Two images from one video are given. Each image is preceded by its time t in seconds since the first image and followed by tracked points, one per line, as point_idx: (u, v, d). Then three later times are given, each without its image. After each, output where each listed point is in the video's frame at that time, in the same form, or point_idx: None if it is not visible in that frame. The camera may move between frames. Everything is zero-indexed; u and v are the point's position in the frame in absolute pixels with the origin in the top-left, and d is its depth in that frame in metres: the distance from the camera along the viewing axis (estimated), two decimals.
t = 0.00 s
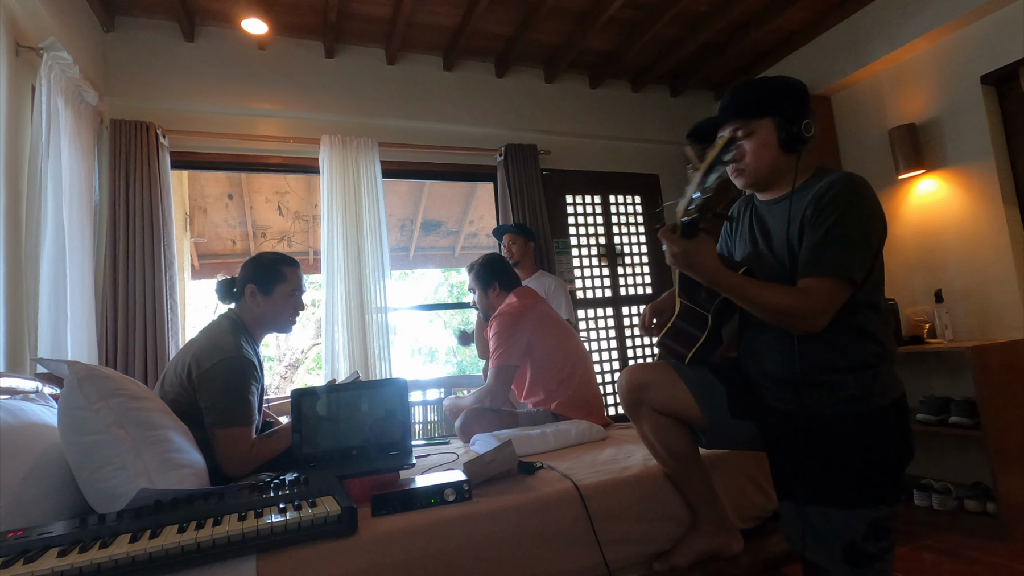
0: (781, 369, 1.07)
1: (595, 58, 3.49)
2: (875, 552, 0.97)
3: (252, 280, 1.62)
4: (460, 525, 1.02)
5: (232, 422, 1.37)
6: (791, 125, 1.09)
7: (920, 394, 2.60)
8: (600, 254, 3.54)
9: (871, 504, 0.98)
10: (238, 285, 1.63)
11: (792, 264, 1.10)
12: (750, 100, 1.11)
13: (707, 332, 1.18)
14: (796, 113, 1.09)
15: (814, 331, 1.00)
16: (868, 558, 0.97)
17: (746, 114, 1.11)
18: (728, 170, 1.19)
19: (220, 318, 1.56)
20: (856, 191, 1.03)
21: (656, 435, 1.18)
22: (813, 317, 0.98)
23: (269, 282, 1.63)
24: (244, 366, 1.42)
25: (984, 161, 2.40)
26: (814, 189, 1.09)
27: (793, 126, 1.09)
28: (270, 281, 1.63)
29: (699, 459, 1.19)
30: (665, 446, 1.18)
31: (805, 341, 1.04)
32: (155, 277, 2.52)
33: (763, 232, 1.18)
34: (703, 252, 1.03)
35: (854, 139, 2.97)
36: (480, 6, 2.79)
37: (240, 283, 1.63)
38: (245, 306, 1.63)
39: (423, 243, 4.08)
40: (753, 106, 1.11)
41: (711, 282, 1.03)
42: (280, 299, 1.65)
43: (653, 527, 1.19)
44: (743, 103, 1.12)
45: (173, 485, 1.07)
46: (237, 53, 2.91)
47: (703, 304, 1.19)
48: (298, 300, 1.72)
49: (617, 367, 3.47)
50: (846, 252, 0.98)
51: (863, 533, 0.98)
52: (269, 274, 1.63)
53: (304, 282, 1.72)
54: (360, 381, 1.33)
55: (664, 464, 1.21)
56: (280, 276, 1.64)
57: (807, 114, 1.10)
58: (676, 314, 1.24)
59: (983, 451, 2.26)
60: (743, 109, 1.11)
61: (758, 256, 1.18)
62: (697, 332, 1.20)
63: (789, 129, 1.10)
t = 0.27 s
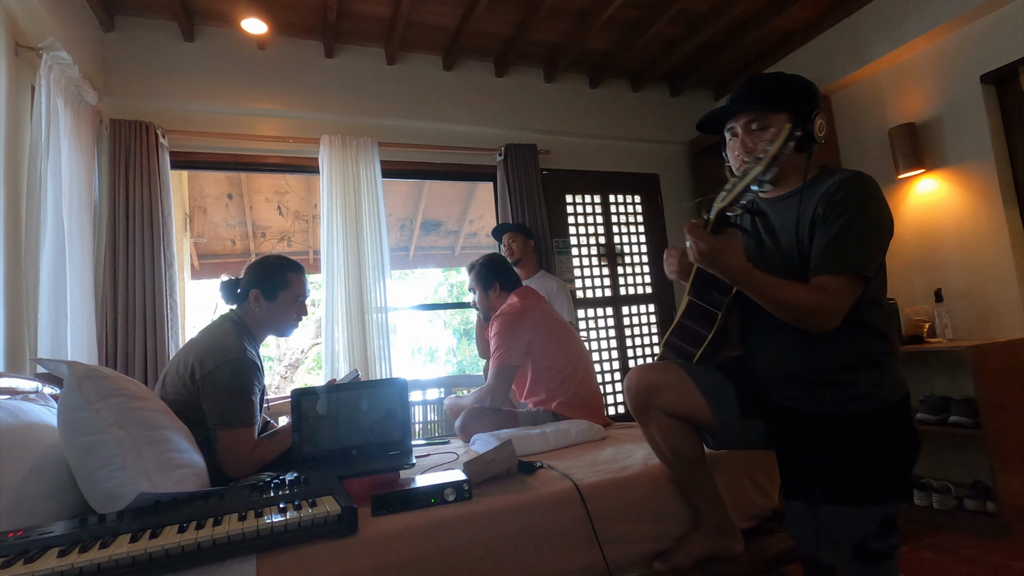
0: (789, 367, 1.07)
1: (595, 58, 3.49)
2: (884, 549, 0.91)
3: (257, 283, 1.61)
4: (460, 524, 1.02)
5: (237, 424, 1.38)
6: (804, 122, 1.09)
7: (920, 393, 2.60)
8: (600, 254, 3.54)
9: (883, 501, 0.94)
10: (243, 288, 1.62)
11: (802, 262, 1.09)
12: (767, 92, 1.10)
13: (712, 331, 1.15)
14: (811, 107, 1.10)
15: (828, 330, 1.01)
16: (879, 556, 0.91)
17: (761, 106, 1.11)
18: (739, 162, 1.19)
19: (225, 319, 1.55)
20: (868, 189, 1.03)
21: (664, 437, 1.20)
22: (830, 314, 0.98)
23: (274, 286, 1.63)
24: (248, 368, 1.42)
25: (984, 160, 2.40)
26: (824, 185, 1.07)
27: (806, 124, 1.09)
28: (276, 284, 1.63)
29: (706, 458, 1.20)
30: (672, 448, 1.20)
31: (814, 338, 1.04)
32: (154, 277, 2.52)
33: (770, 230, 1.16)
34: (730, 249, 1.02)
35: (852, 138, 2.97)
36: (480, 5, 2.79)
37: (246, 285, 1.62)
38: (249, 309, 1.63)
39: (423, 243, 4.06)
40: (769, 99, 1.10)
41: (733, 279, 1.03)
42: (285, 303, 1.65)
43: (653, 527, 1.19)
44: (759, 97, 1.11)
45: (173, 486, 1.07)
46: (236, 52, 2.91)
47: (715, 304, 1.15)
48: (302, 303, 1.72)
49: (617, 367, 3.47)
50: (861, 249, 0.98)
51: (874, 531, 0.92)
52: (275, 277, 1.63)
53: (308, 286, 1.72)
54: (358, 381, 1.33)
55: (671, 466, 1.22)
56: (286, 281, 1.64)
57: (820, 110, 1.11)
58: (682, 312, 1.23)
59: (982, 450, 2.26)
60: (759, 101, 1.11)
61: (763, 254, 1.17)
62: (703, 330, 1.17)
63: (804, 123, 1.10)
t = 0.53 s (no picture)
0: (797, 366, 1.07)
1: (595, 57, 3.49)
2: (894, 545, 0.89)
3: (246, 280, 1.62)
4: (461, 524, 1.02)
5: (232, 420, 1.38)
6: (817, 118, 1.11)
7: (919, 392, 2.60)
8: (600, 253, 3.54)
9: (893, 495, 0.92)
10: (232, 287, 1.63)
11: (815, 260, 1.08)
12: (780, 90, 1.10)
13: (721, 330, 1.16)
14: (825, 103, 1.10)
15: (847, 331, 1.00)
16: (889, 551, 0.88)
17: (774, 103, 1.12)
18: (750, 160, 1.19)
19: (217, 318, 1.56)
20: (885, 191, 1.02)
21: (671, 436, 1.18)
22: (851, 315, 0.98)
23: (264, 282, 1.63)
24: (242, 364, 1.43)
25: (983, 160, 2.40)
26: (844, 187, 1.04)
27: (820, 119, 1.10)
28: (265, 280, 1.63)
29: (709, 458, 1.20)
30: (678, 448, 1.18)
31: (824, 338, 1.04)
32: (154, 277, 2.52)
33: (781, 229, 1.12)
34: (749, 254, 1.01)
35: (851, 137, 2.97)
36: (479, 5, 2.79)
37: (235, 284, 1.63)
38: (241, 307, 1.63)
39: (423, 243, 4.05)
40: (781, 96, 1.11)
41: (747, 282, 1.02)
42: (275, 298, 1.65)
43: (653, 526, 1.19)
44: (770, 93, 1.11)
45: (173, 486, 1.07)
46: (236, 52, 2.91)
47: (723, 303, 1.16)
48: (293, 298, 1.72)
49: (617, 366, 3.47)
50: (883, 250, 0.98)
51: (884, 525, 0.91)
52: (264, 274, 1.63)
53: (297, 282, 1.72)
54: (359, 381, 1.33)
55: (674, 466, 1.21)
56: (274, 277, 1.65)
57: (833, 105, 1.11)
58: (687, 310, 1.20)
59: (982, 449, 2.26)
60: (771, 98, 1.12)
61: (774, 252, 1.11)
62: (710, 329, 1.18)
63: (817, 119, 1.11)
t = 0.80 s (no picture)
0: (799, 364, 1.05)
1: (595, 57, 3.49)
2: (888, 546, 0.94)
3: (235, 277, 1.62)
4: (461, 524, 1.02)
5: (226, 414, 1.37)
6: (816, 118, 1.10)
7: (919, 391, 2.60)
8: (600, 253, 3.54)
9: (888, 497, 0.95)
10: (222, 284, 1.63)
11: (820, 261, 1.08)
12: (775, 93, 1.11)
13: (723, 329, 1.15)
14: (821, 102, 1.09)
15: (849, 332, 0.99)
16: (882, 552, 0.94)
17: (770, 106, 1.12)
18: (752, 161, 1.20)
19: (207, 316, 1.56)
20: (889, 189, 1.02)
21: (672, 433, 1.18)
22: (860, 314, 0.95)
23: (254, 279, 1.63)
24: (234, 360, 1.42)
25: (983, 159, 2.40)
26: (846, 184, 1.05)
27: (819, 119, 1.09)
28: (253, 276, 1.63)
29: (707, 458, 1.20)
30: (678, 445, 1.18)
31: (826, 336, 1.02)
32: (154, 277, 2.52)
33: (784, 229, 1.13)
34: (745, 253, 1.00)
35: (851, 136, 2.97)
36: (479, 5, 2.79)
37: (224, 281, 1.63)
38: (231, 304, 1.63)
39: (423, 243, 4.05)
40: (777, 98, 1.11)
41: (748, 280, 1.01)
42: (264, 293, 1.65)
43: (653, 526, 1.19)
44: (766, 96, 1.11)
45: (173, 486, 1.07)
46: (235, 52, 2.91)
47: (725, 302, 1.16)
48: (282, 293, 1.72)
49: (617, 365, 3.47)
50: (887, 250, 0.97)
51: (878, 527, 0.95)
52: (252, 269, 1.63)
53: (286, 277, 1.72)
54: (359, 380, 1.33)
55: (676, 463, 1.21)
56: (264, 273, 1.65)
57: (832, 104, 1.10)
58: (691, 308, 1.21)
59: (982, 448, 2.26)
60: (767, 101, 1.12)
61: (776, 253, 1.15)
62: (712, 328, 1.17)
63: (816, 119, 1.10)
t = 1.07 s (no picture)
0: (799, 363, 1.06)
1: (595, 56, 3.49)
2: (888, 547, 0.94)
3: (229, 276, 1.62)
4: (461, 523, 1.02)
5: (221, 410, 1.37)
6: (807, 116, 1.08)
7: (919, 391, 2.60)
8: (600, 252, 3.54)
9: (889, 499, 0.95)
10: (215, 283, 1.63)
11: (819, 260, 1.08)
12: (765, 93, 1.12)
13: (724, 326, 1.16)
14: (811, 102, 1.08)
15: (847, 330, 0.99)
16: (882, 553, 0.94)
17: (763, 104, 1.13)
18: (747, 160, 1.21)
19: (200, 315, 1.56)
20: (888, 186, 1.02)
21: (671, 431, 1.16)
22: (851, 311, 0.94)
23: (248, 278, 1.63)
24: (227, 358, 1.42)
25: (982, 159, 2.40)
26: (842, 180, 1.07)
27: (810, 118, 1.07)
28: (248, 276, 1.63)
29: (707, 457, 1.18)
30: (677, 443, 1.16)
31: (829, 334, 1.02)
32: (154, 277, 2.52)
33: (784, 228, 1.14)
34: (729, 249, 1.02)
35: (850, 136, 2.97)
36: (479, 5, 2.79)
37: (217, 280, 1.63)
38: (223, 303, 1.63)
39: (423, 242, 4.05)
40: (770, 96, 1.11)
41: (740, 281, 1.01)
42: (258, 294, 1.65)
43: (653, 525, 1.19)
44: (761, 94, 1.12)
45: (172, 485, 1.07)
46: (235, 52, 2.91)
47: (723, 299, 1.20)
48: (276, 295, 1.73)
49: (617, 365, 3.47)
50: (882, 245, 0.96)
51: (878, 528, 0.95)
52: (247, 268, 1.63)
53: (280, 278, 1.73)
54: (360, 380, 1.33)
55: (676, 461, 1.20)
56: (258, 272, 1.65)
57: (827, 104, 1.08)
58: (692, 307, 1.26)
59: (982, 448, 2.26)
60: (761, 99, 1.13)
61: (779, 254, 1.15)
62: (714, 325, 1.19)
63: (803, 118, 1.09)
